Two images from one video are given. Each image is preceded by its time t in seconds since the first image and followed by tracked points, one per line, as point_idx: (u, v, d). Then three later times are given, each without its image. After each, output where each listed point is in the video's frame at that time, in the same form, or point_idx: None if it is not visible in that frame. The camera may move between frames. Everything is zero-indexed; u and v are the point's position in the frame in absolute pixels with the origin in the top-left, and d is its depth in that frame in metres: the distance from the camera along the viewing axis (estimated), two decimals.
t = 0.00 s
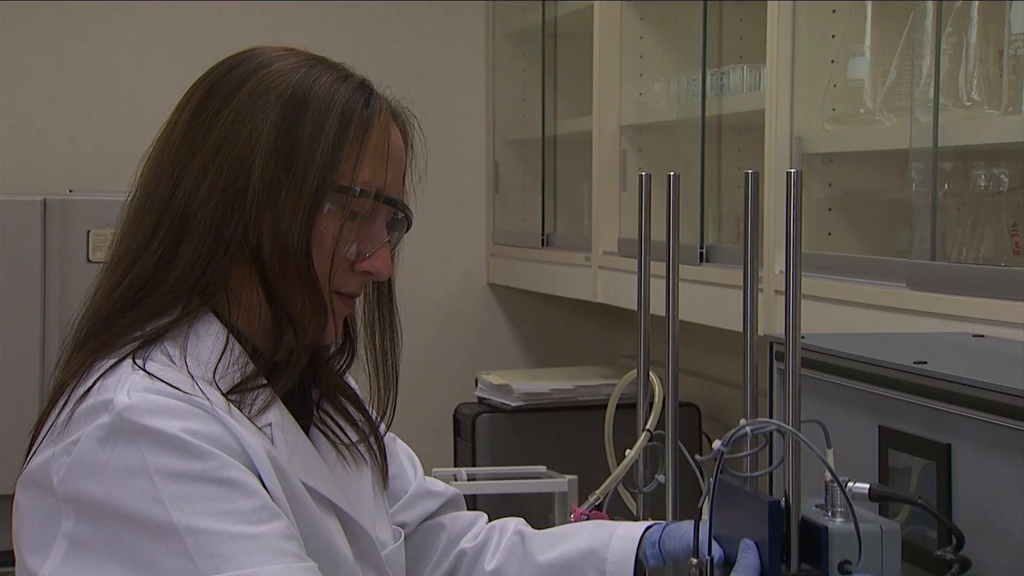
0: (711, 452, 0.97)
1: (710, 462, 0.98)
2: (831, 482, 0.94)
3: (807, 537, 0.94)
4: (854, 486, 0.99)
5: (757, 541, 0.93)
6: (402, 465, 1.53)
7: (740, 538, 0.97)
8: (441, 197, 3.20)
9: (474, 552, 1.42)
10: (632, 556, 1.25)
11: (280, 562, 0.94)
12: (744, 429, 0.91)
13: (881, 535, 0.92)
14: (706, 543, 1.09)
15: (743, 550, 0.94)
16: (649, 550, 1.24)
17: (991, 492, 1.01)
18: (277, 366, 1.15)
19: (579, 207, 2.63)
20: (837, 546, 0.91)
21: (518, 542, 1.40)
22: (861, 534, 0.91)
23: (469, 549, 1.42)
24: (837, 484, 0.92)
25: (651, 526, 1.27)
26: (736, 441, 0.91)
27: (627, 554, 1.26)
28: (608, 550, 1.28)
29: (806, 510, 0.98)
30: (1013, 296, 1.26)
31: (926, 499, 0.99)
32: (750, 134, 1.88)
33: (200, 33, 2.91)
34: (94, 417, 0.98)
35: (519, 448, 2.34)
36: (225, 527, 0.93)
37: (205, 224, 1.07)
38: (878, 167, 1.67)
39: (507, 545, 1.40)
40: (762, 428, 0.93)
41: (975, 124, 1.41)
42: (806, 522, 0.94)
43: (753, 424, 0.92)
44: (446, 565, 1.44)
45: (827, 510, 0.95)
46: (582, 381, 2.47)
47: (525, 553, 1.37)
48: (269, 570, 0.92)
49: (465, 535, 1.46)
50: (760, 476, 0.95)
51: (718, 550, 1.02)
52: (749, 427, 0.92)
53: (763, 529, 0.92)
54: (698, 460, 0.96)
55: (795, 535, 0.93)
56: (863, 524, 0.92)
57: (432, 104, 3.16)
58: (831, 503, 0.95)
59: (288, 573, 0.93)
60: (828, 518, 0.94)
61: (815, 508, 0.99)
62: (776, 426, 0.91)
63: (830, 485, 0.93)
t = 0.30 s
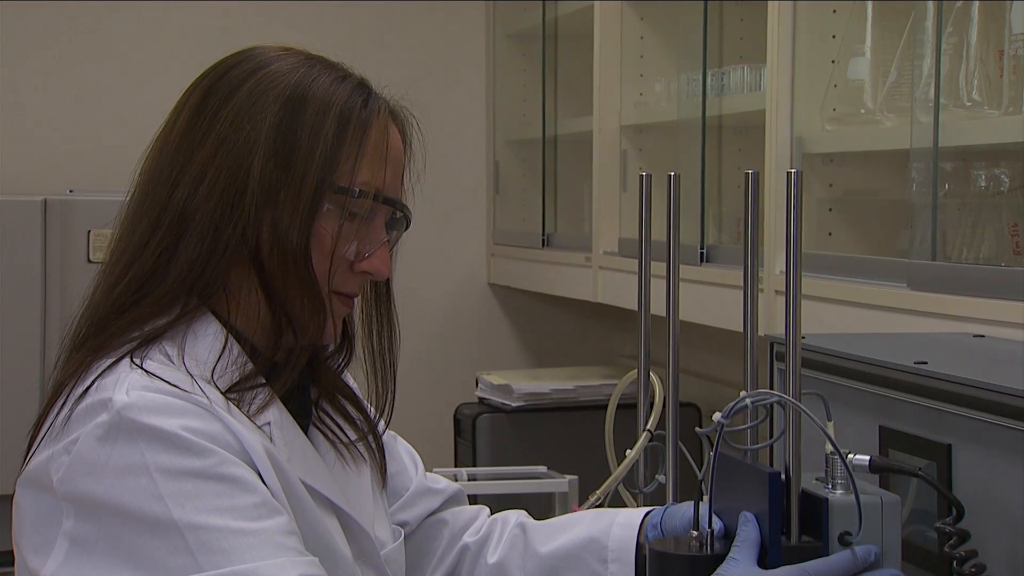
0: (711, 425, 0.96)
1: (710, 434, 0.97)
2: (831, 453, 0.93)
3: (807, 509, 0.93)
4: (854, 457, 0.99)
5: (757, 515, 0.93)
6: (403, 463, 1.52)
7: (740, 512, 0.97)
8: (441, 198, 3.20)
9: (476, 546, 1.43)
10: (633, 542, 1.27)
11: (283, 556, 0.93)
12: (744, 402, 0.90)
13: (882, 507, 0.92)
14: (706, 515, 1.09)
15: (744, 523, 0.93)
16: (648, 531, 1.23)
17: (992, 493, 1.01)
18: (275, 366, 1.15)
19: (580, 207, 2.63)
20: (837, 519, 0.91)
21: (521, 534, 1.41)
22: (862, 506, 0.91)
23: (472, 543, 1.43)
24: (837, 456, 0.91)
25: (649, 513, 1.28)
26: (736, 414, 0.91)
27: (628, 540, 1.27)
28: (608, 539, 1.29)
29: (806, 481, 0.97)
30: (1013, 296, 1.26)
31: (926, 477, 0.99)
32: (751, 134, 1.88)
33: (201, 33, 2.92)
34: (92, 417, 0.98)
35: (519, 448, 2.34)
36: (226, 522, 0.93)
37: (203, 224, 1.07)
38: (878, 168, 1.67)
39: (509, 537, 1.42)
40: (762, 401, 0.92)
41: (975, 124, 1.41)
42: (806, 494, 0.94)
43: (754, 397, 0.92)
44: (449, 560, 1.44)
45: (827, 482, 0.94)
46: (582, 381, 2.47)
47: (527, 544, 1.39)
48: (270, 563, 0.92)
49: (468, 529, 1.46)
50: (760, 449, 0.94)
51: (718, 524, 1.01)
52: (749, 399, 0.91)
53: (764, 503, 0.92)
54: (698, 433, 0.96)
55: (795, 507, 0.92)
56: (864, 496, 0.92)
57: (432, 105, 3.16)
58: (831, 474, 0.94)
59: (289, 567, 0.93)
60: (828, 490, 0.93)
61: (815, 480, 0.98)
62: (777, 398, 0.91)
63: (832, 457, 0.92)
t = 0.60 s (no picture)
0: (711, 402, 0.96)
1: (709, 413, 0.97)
2: (831, 430, 0.92)
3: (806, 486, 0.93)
4: (852, 436, 0.99)
5: (757, 493, 0.93)
6: (403, 460, 1.52)
7: (740, 490, 0.97)
8: (442, 198, 3.20)
9: (478, 540, 1.43)
10: (633, 529, 1.28)
11: (282, 550, 0.94)
12: (744, 379, 0.91)
13: (882, 484, 0.91)
14: (706, 497, 1.09)
15: (744, 500, 0.94)
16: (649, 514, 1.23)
17: (992, 491, 1.01)
18: (271, 364, 1.15)
19: (580, 207, 2.63)
20: (837, 496, 0.91)
21: (523, 526, 1.42)
22: (862, 483, 0.91)
23: (475, 537, 1.43)
24: (838, 434, 0.91)
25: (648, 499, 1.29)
26: (736, 391, 0.92)
27: (628, 526, 1.28)
28: (609, 526, 1.30)
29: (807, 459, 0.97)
30: (1013, 296, 1.26)
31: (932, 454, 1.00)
32: (751, 134, 1.88)
33: (201, 33, 2.92)
34: (89, 416, 0.98)
35: (519, 448, 2.35)
36: (225, 518, 0.94)
37: (198, 224, 1.07)
38: (878, 168, 1.67)
39: (510, 528, 1.42)
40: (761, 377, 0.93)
41: (975, 124, 1.41)
42: (806, 471, 0.94)
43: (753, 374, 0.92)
44: (451, 555, 1.44)
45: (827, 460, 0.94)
46: (582, 381, 2.46)
47: (527, 535, 1.39)
48: (270, 558, 0.93)
49: (470, 524, 1.46)
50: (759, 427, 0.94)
51: (718, 502, 1.01)
52: (749, 376, 0.92)
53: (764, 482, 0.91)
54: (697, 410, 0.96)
55: (796, 485, 0.92)
56: (864, 473, 0.91)
57: (432, 104, 3.17)
58: (831, 452, 0.94)
59: (289, 561, 0.93)
60: (828, 467, 0.93)
61: (816, 458, 0.98)
62: (777, 374, 0.91)
63: (831, 434, 0.92)
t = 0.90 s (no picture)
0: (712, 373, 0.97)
1: (710, 383, 0.99)
2: (831, 401, 0.94)
3: (806, 458, 0.96)
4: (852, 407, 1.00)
5: (756, 464, 0.95)
6: (403, 457, 1.52)
7: (740, 460, 0.99)
8: (442, 198, 3.20)
9: (479, 535, 1.43)
10: (634, 517, 1.28)
11: (284, 544, 0.94)
12: (744, 350, 0.93)
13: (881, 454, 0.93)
14: (704, 466, 1.13)
15: (743, 472, 0.96)
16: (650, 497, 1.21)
17: (992, 492, 1.01)
18: (269, 364, 1.15)
19: (580, 207, 2.63)
20: (837, 466, 0.93)
21: (523, 519, 1.41)
22: (861, 454, 0.93)
23: (476, 532, 1.43)
24: (838, 405, 0.92)
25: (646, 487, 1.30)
26: (736, 361, 0.94)
27: (626, 512, 1.29)
28: (608, 514, 1.30)
29: (807, 432, 0.98)
30: (1013, 296, 1.26)
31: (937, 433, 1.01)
32: (751, 133, 1.89)
33: (201, 33, 2.92)
34: (87, 414, 0.98)
35: (519, 448, 2.35)
36: (225, 513, 0.94)
37: (194, 224, 1.07)
38: (879, 168, 1.67)
39: (510, 522, 1.42)
40: (762, 348, 0.95)
41: (975, 123, 1.41)
42: (806, 442, 0.95)
43: (754, 345, 0.94)
44: (453, 551, 1.43)
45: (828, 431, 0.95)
46: (582, 381, 2.46)
47: (528, 528, 1.39)
48: (271, 550, 0.93)
49: (470, 519, 1.46)
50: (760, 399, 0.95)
51: (718, 473, 1.04)
52: (749, 347, 0.94)
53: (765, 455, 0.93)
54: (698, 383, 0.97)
55: (796, 457, 0.94)
56: (863, 443, 0.93)
57: (432, 104, 3.17)
58: (831, 423, 0.95)
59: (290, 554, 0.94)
60: (828, 438, 0.94)
61: (815, 431, 0.99)
62: (778, 344, 0.92)
63: (832, 405, 0.93)
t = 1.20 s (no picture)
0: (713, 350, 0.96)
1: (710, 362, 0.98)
2: (832, 379, 0.93)
3: (806, 435, 0.94)
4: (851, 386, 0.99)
5: (758, 438, 0.93)
6: (402, 455, 1.53)
7: (740, 439, 0.97)
8: (442, 198, 3.20)
9: (480, 531, 1.42)
10: (633, 504, 1.29)
11: (283, 536, 0.94)
12: (744, 327, 0.91)
13: (882, 434, 0.92)
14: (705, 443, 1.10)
15: (744, 447, 0.94)
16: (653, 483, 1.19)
17: (993, 491, 1.01)
18: (268, 363, 1.15)
19: (580, 206, 2.63)
20: (837, 445, 0.91)
21: (521, 513, 1.41)
22: (862, 433, 0.91)
23: (476, 528, 1.43)
24: (839, 383, 0.91)
25: (643, 473, 1.31)
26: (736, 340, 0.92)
27: (625, 499, 1.29)
28: (606, 502, 1.31)
29: (807, 412, 0.97)
30: (1013, 296, 1.26)
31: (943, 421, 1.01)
32: (752, 134, 1.89)
33: (201, 33, 2.92)
34: (86, 411, 0.99)
35: (519, 448, 2.35)
36: (225, 507, 0.94)
37: (191, 225, 1.07)
38: (879, 168, 1.67)
39: (510, 516, 1.41)
40: (763, 326, 0.94)
41: (976, 123, 1.42)
42: (807, 421, 0.94)
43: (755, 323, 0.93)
44: (454, 547, 1.43)
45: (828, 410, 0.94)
46: (582, 381, 2.46)
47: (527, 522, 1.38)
48: (272, 542, 0.93)
49: (470, 515, 1.46)
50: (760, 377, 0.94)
51: (719, 452, 1.02)
52: (750, 325, 0.92)
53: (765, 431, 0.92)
54: (699, 360, 0.96)
55: (796, 436, 0.92)
56: (864, 422, 0.92)
57: (432, 104, 3.17)
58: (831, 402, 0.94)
59: (291, 545, 0.94)
60: (828, 417, 0.93)
61: (816, 411, 0.98)
62: (779, 321, 0.91)
63: (832, 382, 0.92)
